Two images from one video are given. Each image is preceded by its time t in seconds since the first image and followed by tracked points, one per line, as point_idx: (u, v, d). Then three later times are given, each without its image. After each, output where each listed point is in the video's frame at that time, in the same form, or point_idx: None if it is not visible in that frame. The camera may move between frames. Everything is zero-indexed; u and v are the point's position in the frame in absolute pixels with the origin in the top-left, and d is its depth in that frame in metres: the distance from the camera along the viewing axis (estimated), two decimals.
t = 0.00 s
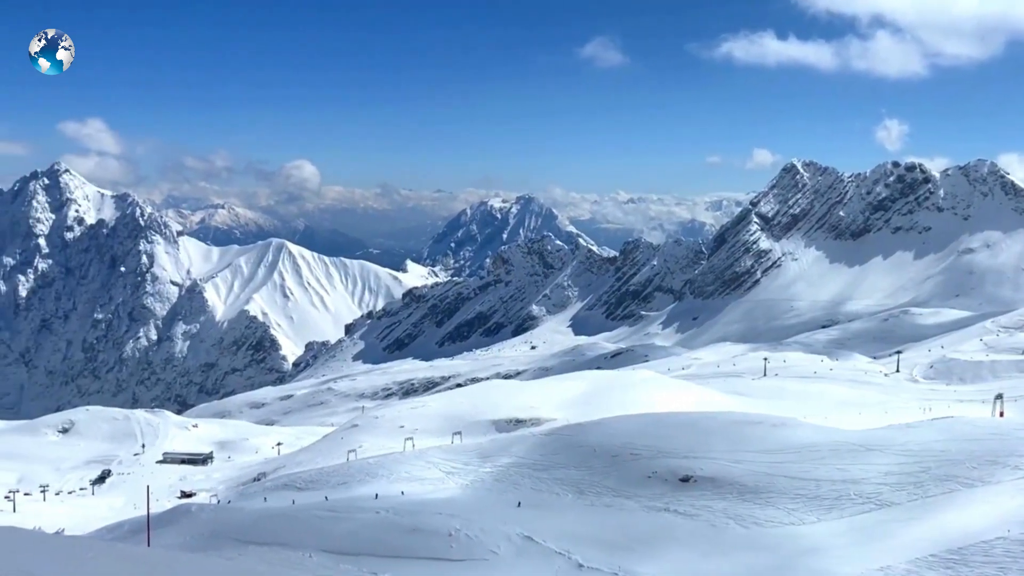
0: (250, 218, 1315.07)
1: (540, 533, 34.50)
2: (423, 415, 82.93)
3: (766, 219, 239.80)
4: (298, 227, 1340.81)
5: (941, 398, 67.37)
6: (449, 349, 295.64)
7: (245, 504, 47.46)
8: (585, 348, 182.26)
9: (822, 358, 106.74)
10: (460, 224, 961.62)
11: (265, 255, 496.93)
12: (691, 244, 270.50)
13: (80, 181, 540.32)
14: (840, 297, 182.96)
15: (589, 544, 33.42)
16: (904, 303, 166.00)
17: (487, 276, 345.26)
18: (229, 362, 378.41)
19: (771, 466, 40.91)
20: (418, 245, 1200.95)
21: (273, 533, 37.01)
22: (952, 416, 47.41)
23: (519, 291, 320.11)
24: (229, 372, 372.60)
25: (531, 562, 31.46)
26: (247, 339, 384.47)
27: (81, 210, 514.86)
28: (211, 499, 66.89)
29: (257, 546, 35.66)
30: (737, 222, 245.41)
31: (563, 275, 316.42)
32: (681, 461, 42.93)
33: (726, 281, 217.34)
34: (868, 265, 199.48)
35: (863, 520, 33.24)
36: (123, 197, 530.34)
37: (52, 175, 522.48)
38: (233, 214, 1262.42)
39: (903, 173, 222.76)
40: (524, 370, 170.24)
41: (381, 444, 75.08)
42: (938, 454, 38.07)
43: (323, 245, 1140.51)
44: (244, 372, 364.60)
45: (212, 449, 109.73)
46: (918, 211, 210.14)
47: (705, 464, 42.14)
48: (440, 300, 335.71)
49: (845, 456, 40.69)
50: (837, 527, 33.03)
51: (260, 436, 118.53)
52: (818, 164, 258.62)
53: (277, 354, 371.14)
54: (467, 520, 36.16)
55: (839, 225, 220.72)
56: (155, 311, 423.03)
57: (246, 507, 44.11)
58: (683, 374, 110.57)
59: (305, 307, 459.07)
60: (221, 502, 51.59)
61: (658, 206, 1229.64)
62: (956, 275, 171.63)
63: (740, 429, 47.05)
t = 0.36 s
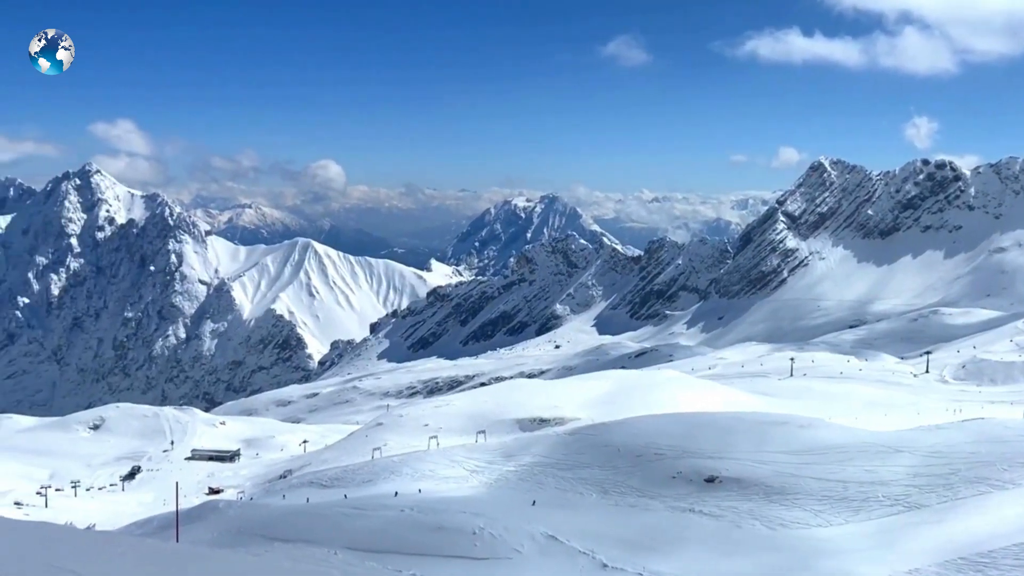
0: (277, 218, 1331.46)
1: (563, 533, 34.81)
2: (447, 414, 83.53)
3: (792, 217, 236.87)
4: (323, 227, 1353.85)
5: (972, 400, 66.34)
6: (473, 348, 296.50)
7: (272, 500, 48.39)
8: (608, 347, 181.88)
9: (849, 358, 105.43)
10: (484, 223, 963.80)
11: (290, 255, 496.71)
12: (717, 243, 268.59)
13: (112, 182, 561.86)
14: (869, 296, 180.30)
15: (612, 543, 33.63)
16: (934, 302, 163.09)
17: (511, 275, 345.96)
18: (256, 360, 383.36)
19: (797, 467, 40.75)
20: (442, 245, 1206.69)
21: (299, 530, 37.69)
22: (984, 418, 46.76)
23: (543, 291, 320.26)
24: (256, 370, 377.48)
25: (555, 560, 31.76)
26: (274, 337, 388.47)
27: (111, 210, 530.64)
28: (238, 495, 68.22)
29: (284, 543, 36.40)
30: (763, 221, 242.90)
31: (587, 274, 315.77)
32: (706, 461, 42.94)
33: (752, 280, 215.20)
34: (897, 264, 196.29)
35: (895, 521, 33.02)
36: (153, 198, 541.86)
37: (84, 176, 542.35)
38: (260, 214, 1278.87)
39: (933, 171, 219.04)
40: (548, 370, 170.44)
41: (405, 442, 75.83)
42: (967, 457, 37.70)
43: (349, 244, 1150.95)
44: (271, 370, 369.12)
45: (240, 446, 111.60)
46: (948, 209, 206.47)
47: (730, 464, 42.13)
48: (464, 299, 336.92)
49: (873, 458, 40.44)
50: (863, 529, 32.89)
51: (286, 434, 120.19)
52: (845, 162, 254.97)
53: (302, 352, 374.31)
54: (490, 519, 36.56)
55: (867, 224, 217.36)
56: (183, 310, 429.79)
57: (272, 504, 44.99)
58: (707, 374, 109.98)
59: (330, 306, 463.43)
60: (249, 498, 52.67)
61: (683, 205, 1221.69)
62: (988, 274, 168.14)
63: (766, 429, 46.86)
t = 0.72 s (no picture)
0: (306, 218, 1348.42)
1: (589, 533, 35.10)
2: (474, 412, 84.20)
3: (822, 216, 233.44)
4: (351, 226, 1366.90)
5: (1007, 402, 65.07)
6: (500, 347, 297.03)
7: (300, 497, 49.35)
8: (635, 347, 181.20)
9: (882, 359, 103.88)
10: (510, 223, 965.31)
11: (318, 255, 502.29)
12: (745, 242, 266.11)
13: (145, 183, 577.88)
14: (901, 296, 177.20)
15: (638, 544, 33.86)
16: (969, 302, 159.57)
17: (537, 275, 346.40)
18: (285, 359, 387.68)
19: (828, 469, 40.52)
20: (468, 245, 1211.04)
21: (327, 528, 38.48)
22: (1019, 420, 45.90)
23: (570, 290, 319.95)
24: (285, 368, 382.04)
25: (582, 560, 32.03)
26: (303, 336, 392.48)
27: (144, 210, 544.56)
28: (268, 492, 69.63)
29: (311, 539, 37.17)
30: (793, 220, 239.86)
31: (614, 274, 314.61)
32: (734, 462, 42.88)
33: (781, 280, 212.66)
34: (930, 263, 192.57)
35: (927, 523, 32.71)
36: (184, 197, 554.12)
37: (118, 177, 558.42)
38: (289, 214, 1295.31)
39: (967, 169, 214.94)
40: (574, 369, 170.37)
41: (432, 441, 76.50)
42: (1004, 461, 37.11)
43: (376, 244, 1161.03)
44: (299, 369, 373.37)
45: (269, 443, 113.53)
46: (983, 208, 202.13)
47: (759, 465, 42.02)
48: (490, 299, 337.82)
49: (905, 459, 40.08)
50: (894, 532, 32.61)
51: (315, 431, 121.93)
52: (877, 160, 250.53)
53: (330, 351, 378.01)
54: (516, 518, 36.92)
55: (899, 223, 213.52)
56: (214, 309, 437.45)
57: (300, 501, 46.01)
58: (736, 374, 109.20)
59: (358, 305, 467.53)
60: (279, 495, 53.65)
61: (711, 204, 1210.76)
62: None
63: (795, 430, 46.60)
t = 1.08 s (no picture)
0: (333, 219, 1361.71)
1: (615, 535, 35.36)
2: (499, 413, 84.73)
3: (852, 217, 230.19)
4: (377, 227, 1377.01)
5: None
6: (525, 348, 297.52)
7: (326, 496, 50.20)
8: (660, 348, 180.31)
9: (912, 361, 102.38)
10: (536, 224, 965.29)
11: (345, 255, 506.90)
12: (773, 243, 263.41)
13: (175, 184, 589.58)
14: (933, 297, 174.03)
15: (664, 546, 34.04)
16: (1004, 304, 156.25)
17: (563, 276, 346.09)
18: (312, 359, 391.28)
19: (857, 473, 40.31)
20: (493, 245, 1213.48)
21: (353, 527, 39.19)
22: None
23: (595, 291, 319.17)
24: (312, 368, 385.63)
25: (607, 561, 32.37)
26: (329, 336, 395.76)
27: (175, 212, 555.54)
28: (294, 491, 70.87)
29: (338, 538, 37.91)
30: (822, 220, 236.83)
31: (639, 275, 313.14)
32: (761, 464, 42.83)
33: (810, 281, 210.14)
34: (963, 264, 188.88)
35: (958, 528, 32.35)
36: (213, 199, 564.23)
37: (149, 178, 570.56)
38: (316, 215, 1308.87)
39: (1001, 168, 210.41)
40: (600, 371, 170.20)
41: (457, 441, 77.22)
42: None
43: (403, 245, 1168.71)
44: (326, 369, 377.17)
45: (297, 443, 115.34)
46: (1018, 208, 197.83)
47: (787, 468, 41.92)
48: (515, 300, 338.36)
49: (937, 464, 39.74)
50: (924, 536, 32.43)
51: (341, 431, 123.36)
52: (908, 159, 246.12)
53: (357, 351, 380.92)
54: (541, 520, 37.35)
55: (931, 223, 209.73)
56: (242, 309, 444.08)
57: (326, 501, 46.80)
58: (763, 376, 108.43)
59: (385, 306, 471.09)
60: (306, 495, 54.59)
61: (739, 204, 1198.82)
62: None
63: (823, 433, 46.40)
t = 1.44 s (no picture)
0: (362, 220, 1375.13)
1: (644, 537, 35.68)
2: (527, 414, 85.30)
3: (885, 217, 226.20)
4: (406, 228, 1387.39)
5: None
6: (553, 349, 297.64)
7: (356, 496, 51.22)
8: (689, 350, 179.09)
9: (948, 363, 100.59)
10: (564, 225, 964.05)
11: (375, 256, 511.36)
12: (805, 243, 259.94)
13: (208, 186, 602.38)
14: (970, 298, 170.33)
15: (693, 550, 34.19)
16: None
17: (591, 277, 345.43)
18: (342, 359, 394.67)
19: (891, 477, 40.04)
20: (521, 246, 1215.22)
21: (384, 526, 40.05)
22: None
23: (624, 292, 317.92)
24: (342, 368, 388.91)
25: (636, 563, 32.68)
26: (359, 336, 398.73)
27: (209, 213, 567.54)
28: (324, 490, 72.25)
29: (368, 537, 38.80)
30: (854, 221, 233.16)
31: (668, 276, 311.10)
32: (792, 467, 42.77)
33: (842, 282, 206.96)
34: (1001, 265, 184.32)
35: (994, 534, 31.97)
36: (245, 201, 575.91)
37: (184, 181, 584.03)
38: (346, 216, 1323.16)
39: None
40: (628, 372, 169.89)
41: (486, 441, 77.93)
42: None
43: (431, 245, 1176.02)
44: (356, 369, 380.45)
45: (327, 442, 117.19)
46: None
47: (818, 471, 41.82)
48: (543, 300, 338.61)
49: (973, 469, 39.30)
50: (959, 541, 32.14)
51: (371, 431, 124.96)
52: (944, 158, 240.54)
53: (386, 351, 384.15)
54: (570, 521, 37.83)
55: (967, 224, 205.13)
56: (274, 310, 451.03)
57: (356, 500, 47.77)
58: (794, 378, 107.42)
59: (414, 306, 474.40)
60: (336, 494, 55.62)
61: (770, 203, 1184.01)
62: None
63: (855, 436, 46.16)
